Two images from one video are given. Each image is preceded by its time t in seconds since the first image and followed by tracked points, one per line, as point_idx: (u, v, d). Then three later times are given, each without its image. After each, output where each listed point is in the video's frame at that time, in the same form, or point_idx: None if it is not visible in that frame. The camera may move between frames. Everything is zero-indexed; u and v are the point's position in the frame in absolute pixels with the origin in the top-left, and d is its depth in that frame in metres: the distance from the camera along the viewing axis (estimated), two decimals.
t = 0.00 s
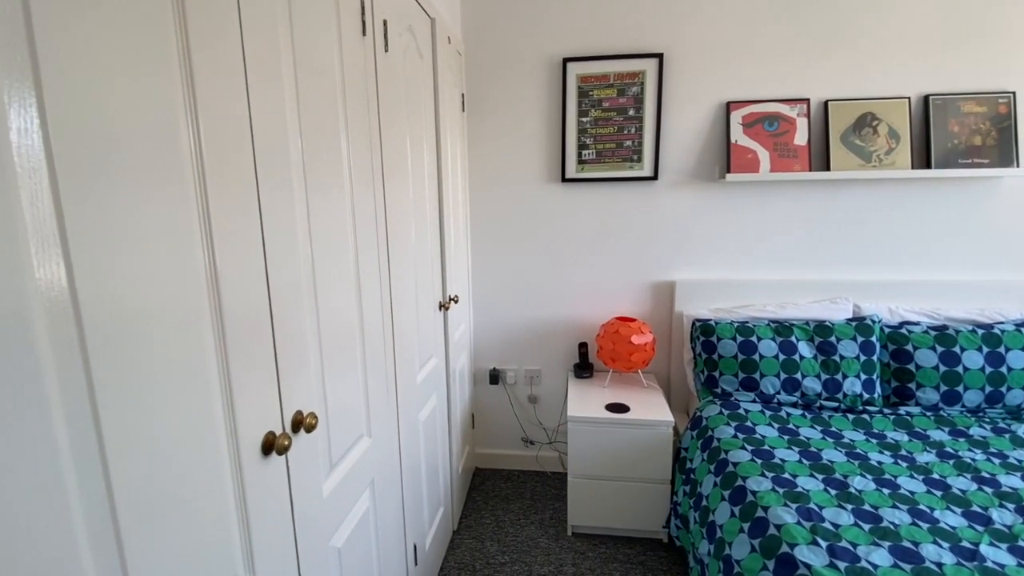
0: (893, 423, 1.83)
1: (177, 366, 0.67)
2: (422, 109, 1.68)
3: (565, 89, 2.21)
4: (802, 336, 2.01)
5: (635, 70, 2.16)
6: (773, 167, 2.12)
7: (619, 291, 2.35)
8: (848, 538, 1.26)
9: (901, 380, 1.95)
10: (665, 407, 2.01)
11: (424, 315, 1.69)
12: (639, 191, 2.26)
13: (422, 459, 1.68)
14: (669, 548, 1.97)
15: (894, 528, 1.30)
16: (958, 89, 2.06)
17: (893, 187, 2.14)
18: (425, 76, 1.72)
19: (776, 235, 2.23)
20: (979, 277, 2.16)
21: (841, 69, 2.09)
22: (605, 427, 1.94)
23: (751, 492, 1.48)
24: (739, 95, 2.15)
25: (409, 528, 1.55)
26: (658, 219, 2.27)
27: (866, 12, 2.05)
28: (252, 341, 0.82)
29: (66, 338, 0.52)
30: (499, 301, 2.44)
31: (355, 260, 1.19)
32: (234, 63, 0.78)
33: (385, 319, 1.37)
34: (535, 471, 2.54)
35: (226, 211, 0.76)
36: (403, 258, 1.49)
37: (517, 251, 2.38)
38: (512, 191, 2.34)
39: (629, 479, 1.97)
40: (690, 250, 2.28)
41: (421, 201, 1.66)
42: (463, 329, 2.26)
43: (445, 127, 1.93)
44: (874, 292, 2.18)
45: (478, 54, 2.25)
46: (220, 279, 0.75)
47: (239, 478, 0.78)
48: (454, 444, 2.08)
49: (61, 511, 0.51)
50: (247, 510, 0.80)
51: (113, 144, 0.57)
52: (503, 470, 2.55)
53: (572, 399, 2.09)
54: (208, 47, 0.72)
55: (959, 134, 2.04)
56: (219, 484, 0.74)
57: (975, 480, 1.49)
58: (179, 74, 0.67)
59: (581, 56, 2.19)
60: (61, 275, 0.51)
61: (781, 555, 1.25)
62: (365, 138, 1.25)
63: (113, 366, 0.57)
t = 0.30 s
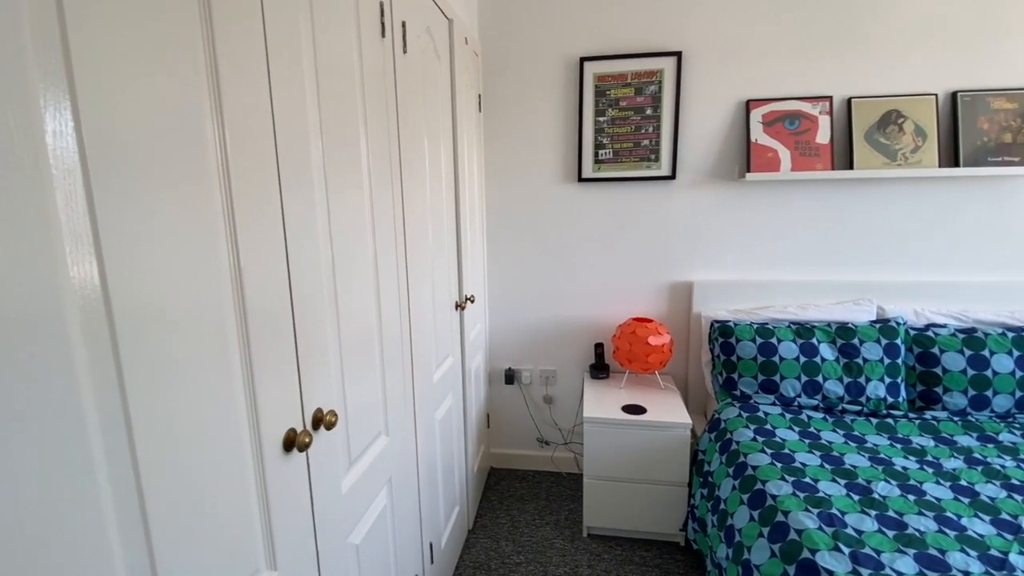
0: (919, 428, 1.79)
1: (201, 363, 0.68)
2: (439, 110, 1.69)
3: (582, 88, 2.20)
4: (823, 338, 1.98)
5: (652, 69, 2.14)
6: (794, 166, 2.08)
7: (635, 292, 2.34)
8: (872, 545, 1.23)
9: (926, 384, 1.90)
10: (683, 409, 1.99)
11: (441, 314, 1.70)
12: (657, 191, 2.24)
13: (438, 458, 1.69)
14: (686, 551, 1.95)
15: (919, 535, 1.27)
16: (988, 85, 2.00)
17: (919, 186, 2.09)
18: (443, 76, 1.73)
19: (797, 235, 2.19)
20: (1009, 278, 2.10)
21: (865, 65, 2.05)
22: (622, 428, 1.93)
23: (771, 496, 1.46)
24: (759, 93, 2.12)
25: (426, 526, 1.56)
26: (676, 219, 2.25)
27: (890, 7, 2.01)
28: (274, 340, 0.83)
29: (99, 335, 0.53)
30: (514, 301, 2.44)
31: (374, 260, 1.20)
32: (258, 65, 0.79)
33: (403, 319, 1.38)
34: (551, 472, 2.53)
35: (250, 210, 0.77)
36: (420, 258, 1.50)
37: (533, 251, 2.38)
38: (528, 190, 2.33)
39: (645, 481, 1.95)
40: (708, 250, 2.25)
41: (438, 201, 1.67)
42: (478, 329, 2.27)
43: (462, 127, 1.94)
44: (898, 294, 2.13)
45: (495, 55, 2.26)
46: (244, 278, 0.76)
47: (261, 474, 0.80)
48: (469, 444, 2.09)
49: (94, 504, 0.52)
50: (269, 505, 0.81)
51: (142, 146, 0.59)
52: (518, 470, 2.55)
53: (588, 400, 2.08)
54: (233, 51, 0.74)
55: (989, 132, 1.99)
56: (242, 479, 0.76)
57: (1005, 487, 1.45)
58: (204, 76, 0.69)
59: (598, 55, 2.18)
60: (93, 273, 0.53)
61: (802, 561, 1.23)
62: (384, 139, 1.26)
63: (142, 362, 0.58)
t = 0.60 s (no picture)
0: (946, 432, 1.74)
1: (226, 360, 0.69)
2: (457, 109, 1.69)
3: (599, 87, 2.19)
4: (846, 340, 1.94)
5: (671, 67, 2.12)
6: (816, 164, 2.05)
7: (652, 292, 2.32)
8: (898, 551, 1.20)
9: (955, 388, 1.85)
10: (701, 410, 1.97)
11: (458, 313, 1.71)
12: (675, 190, 2.22)
13: (455, 457, 1.69)
14: (704, 554, 1.93)
15: (947, 542, 1.23)
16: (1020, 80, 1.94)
17: (947, 185, 2.04)
18: (461, 76, 1.74)
19: (820, 234, 2.15)
20: None
21: (891, 61, 2.00)
22: (639, 430, 1.91)
23: (793, 500, 1.43)
24: (781, 90, 2.08)
25: (442, 524, 1.57)
26: (695, 218, 2.23)
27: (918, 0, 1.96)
28: (297, 338, 0.85)
29: (131, 332, 0.55)
30: (531, 300, 2.44)
31: (393, 259, 1.21)
32: (283, 66, 0.80)
33: (421, 318, 1.38)
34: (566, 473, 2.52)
35: (274, 209, 0.79)
36: (438, 257, 1.51)
37: (549, 251, 2.38)
38: (544, 190, 2.33)
39: (663, 483, 1.93)
40: (727, 250, 2.23)
41: (456, 200, 1.68)
42: (495, 328, 2.27)
43: (479, 126, 1.94)
44: (925, 295, 2.08)
45: (512, 54, 2.26)
46: (268, 276, 0.77)
47: (284, 470, 0.81)
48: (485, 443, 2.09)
49: (124, 496, 0.53)
50: (291, 501, 0.82)
51: (172, 147, 0.60)
52: (533, 470, 2.55)
53: (604, 401, 2.07)
54: (258, 52, 0.75)
55: (1020, 128, 1.93)
56: (266, 475, 0.77)
57: None
58: (231, 77, 0.70)
59: (616, 53, 2.17)
60: (126, 272, 0.54)
61: (825, 566, 1.21)
62: (403, 139, 1.27)
63: (172, 358, 0.60)
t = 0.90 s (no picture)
0: (975, 437, 1.69)
1: (251, 356, 0.70)
2: (474, 109, 1.70)
3: (616, 86, 2.18)
4: (870, 341, 1.90)
5: (689, 64, 2.10)
6: (839, 163, 2.01)
7: (669, 292, 2.30)
8: (923, 559, 1.17)
9: (983, 392, 1.80)
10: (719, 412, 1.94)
11: (474, 312, 1.71)
12: (693, 189, 2.19)
13: (471, 456, 1.70)
14: (722, 558, 1.91)
15: (975, 550, 1.20)
16: None
17: (976, 182, 1.98)
18: (477, 76, 1.74)
19: (842, 234, 2.11)
20: None
21: (916, 56, 1.96)
22: (656, 431, 1.90)
23: (814, 504, 1.40)
24: (802, 88, 2.05)
25: (458, 522, 1.57)
26: (713, 217, 2.20)
27: None
28: (318, 335, 0.86)
29: (159, 328, 0.56)
30: (546, 300, 2.44)
31: (410, 258, 1.22)
32: (304, 68, 0.82)
33: (437, 317, 1.39)
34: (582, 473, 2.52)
35: (296, 208, 0.80)
36: (454, 256, 1.52)
37: (565, 250, 2.37)
38: (561, 189, 2.32)
39: (680, 484, 1.92)
40: (746, 250, 2.20)
41: (472, 199, 1.69)
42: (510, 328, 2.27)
43: (496, 126, 1.95)
44: (951, 296, 2.02)
45: (528, 54, 2.25)
46: (291, 274, 0.78)
47: (305, 466, 0.82)
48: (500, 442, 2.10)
49: (151, 488, 0.55)
50: (311, 497, 0.84)
51: (198, 147, 0.61)
52: (548, 470, 2.54)
53: (621, 401, 2.05)
54: (281, 54, 0.76)
55: None
56: (287, 470, 0.78)
57: None
58: (254, 78, 0.71)
59: (633, 51, 2.15)
60: (155, 270, 0.55)
61: (847, 572, 1.18)
62: (421, 138, 1.28)
63: (198, 355, 0.61)
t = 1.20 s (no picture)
0: (1005, 442, 1.64)
1: (276, 352, 0.72)
2: (491, 108, 1.70)
3: (634, 83, 2.16)
4: (894, 342, 1.86)
5: (709, 61, 2.07)
6: (863, 160, 1.97)
7: (687, 292, 2.27)
8: (951, 565, 1.15)
9: (1014, 395, 1.75)
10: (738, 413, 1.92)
11: (491, 311, 1.72)
12: (712, 187, 2.17)
13: (487, 454, 1.70)
14: (741, 561, 1.88)
15: (1006, 557, 1.16)
16: None
17: (1006, 179, 1.93)
18: (495, 75, 1.74)
19: (865, 232, 2.07)
20: None
21: (944, 50, 1.91)
22: (675, 432, 1.88)
23: (837, 508, 1.38)
24: (825, 84, 2.01)
25: (475, 520, 1.58)
26: (732, 216, 2.17)
27: None
28: (340, 332, 0.87)
29: (189, 323, 0.57)
30: (562, 300, 2.43)
31: (429, 257, 1.23)
32: (328, 68, 0.83)
33: (455, 315, 1.40)
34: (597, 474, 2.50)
35: (320, 207, 0.81)
36: (472, 255, 1.53)
37: (581, 250, 2.36)
38: (577, 188, 2.32)
39: (698, 486, 1.90)
40: (766, 249, 2.17)
41: (489, 198, 1.69)
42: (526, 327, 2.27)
43: (513, 125, 1.95)
44: (980, 296, 1.97)
45: (545, 52, 2.25)
46: (314, 272, 0.80)
47: (327, 462, 0.83)
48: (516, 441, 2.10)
49: (181, 479, 0.56)
50: (332, 493, 0.84)
51: (225, 145, 0.62)
52: (564, 470, 2.54)
53: (638, 402, 2.04)
54: (306, 54, 0.77)
55: None
56: (310, 465, 0.79)
57: None
58: (280, 78, 0.72)
59: (651, 49, 2.14)
60: (185, 267, 0.57)
61: None
62: (440, 137, 1.29)
63: (225, 349, 0.62)
